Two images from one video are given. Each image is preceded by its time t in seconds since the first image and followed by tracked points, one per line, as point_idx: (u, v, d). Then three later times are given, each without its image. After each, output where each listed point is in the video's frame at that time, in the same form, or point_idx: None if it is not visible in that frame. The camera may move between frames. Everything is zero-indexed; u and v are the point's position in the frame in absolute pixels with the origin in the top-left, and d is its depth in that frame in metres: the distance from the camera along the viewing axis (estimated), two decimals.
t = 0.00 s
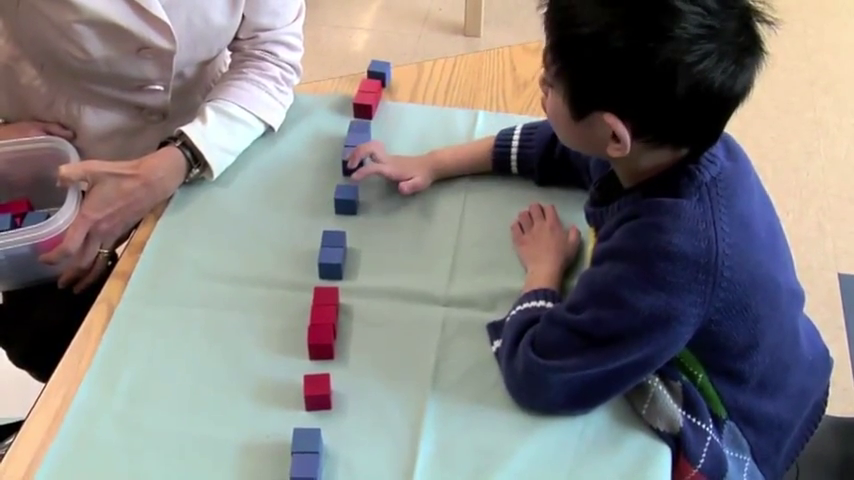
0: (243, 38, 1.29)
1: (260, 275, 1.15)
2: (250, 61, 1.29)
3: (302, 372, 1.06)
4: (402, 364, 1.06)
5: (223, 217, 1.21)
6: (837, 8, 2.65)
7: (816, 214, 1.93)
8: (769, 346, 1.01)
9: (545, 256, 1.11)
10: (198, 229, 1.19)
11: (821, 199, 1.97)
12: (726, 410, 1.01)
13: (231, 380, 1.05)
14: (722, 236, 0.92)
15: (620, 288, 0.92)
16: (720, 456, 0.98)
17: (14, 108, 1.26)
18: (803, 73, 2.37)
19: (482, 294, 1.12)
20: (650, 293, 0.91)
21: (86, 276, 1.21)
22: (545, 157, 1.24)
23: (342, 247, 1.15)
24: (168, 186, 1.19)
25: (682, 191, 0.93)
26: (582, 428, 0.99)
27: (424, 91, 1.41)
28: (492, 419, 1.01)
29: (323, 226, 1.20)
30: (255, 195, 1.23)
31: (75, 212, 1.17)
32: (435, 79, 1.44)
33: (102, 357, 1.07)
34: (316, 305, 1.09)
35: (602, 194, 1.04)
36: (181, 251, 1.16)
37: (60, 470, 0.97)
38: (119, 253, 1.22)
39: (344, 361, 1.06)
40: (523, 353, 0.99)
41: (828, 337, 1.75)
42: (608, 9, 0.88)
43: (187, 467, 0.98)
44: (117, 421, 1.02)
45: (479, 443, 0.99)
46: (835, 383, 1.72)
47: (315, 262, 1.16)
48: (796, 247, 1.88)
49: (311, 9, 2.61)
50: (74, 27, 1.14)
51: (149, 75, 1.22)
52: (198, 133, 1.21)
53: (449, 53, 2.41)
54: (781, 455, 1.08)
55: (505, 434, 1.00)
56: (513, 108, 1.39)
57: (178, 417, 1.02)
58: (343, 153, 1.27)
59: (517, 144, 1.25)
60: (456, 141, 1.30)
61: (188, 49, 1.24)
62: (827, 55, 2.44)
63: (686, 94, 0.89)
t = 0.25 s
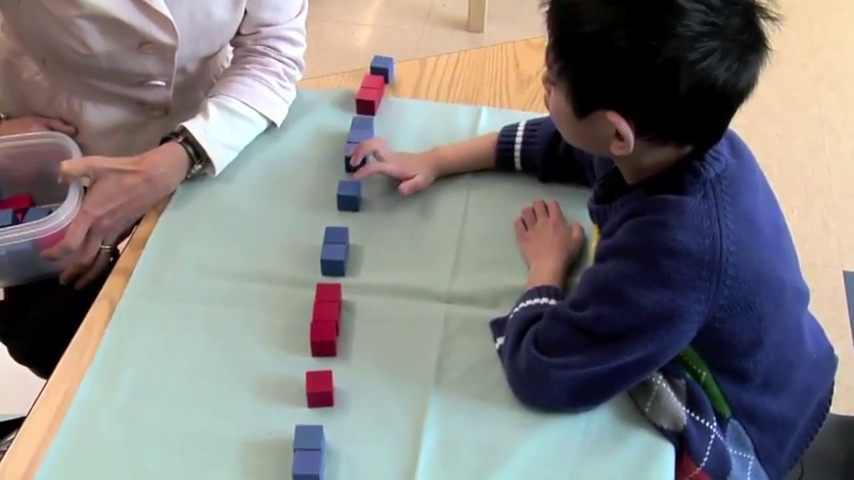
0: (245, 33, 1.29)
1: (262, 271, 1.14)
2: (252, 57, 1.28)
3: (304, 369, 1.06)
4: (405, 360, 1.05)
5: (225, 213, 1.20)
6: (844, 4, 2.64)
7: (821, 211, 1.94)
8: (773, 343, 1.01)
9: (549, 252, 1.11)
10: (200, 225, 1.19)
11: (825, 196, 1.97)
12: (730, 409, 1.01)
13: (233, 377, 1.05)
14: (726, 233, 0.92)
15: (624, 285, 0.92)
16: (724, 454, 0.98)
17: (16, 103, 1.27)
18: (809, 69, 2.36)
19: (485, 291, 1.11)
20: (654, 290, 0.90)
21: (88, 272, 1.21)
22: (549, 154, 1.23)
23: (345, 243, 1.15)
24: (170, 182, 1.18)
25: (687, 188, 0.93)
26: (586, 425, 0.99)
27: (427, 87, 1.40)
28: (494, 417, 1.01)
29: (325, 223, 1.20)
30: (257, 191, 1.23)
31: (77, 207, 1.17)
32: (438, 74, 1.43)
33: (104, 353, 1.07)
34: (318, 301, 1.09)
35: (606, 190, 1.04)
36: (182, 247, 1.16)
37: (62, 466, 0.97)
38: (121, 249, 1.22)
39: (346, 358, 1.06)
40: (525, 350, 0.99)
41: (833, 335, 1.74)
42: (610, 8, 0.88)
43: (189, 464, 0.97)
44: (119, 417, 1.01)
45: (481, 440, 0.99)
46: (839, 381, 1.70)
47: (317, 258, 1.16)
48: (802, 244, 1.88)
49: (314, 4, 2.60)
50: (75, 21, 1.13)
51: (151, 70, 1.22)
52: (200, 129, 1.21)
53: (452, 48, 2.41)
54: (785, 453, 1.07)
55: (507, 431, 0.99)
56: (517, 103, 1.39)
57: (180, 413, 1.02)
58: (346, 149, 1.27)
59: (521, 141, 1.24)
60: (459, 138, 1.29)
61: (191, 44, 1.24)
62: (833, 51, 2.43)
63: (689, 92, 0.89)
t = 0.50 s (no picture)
0: (245, 25, 1.27)
1: (263, 268, 1.12)
2: (253, 50, 1.26)
3: (305, 369, 1.04)
4: (408, 360, 1.03)
5: (225, 209, 1.18)
6: None
7: (835, 209, 1.91)
8: (785, 345, 0.98)
9: (555, 251, 1.09)
10: (199, 221, 1.16)
11: (839, 194, 1.94)
12: (741, 411, 0.99)
13: (233, 376, 1.03)
14: (737, 231, 0.89)
15: (633, 284, 0.90)
16: (734, 457, 0.96)
17: (12, 96, 1.24)
18: (823, 63, 2.34)
19: (490, 289, 1.09)
20: (663, 289, 0.88)
21: (85, 269, 1.19)
22: (555, 150, 1.21)
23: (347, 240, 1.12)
24: (168, 177, 1.16)
25: (697, 185, 0.90)
26: (593, 427, 0.97)
27: (431, 81, 1.38)
28: (499, 418, 0.98)
29: (327, 220, 1.17)
30: (258, 187, 1.21)
31: (74, 203, 1.14)
32: (443, 68, 1.41)
33: (101, 352, 1.04)
34: (320, 300, 1.07)
35: (615, 187, 1.02)
36: (181, 243, 1.14)
37: (57, 468, 0.95)
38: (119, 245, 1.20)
39: (348, 358, 1.04)
40: (532, 350, 0.97)
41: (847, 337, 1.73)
42: None
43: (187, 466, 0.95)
44: (116, 418, 0.99)
45: (486, 442, 0.96)
46: None
47: (319, 256, 1.14)
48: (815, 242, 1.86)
49: None
50: (72, 13, 1.11)
51: (149, 63, 1.19)
52: (199, 122, 1.19)
53: (457, 41, 2.38)
54: (797, 456, 1.06)
55: (513, 433, 0.97)
56: (523, 98, 1.37)
57: (179, 414, 1.00)
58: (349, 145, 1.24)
59: (527, 137, 1.22)
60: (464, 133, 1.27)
61: (189, 37, 1.21)
62: (847, 45, 2.41)
63: (700, 83, 0.86)
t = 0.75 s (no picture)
0: (247, 15, 1.25)
1: (264, 262, 1.10)
2: (254, 40, 1.24)
3: (307, 365, 1.02)
4: (412, 357, 1.01)
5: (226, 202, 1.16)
6: None
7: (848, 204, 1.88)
8: (795, 344, 0.97)
9: (561, 247, 1.07)
10: (200, 215, 1.14)
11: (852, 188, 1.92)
12: (749, 411, 0.97)
13: (234, 373, 1.01)
14: (750, 229, 0.88)
15: (641, 281, 0.88)
16: (743, 457, 0.94)
17: (9, 87, 1.22)
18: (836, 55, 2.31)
19: (496, 284, 1.07)
20: (673, 287, 0.87)
21: (84, 262, 1.17)
22: (560, 147, 1.19)
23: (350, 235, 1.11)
24: (168, 170, 1.14)
25: (709, 181, 0.89)
26: (600, 425, 0.95)
27: (436, 73, 1.36)
28: (505, 416, 0.97)
29: (330, 214, 1.16)
30: (260, 180, 1.19)
31: (72, 196, 1.13)
32: (449, 60, 1.39)
33: (99, 347, 1.03)
34: (322, 295, 1.05)
35: (626, 180, 1.00)
36: (181, 237, 1.12)
37: (55, 467, 0.93)
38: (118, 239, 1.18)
39: (351, 355, 1.02)
40: (537, 347, 0.95)
41: None
42: None
43: (187, 465, 0.94)
44: (115, 415, 0.98)
45: (491, 441, 0.95)
46: None
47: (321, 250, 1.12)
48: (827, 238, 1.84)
49: None
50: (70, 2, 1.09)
51: (148, 53, 1.18)
52: (200, 115, 1.16)
53: (462, 32, 2.36)
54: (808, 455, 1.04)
55: (519, 432, 0.95)
56: (529, 90, 1.35)
57: (178, 411, 0.98)
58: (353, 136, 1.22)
59: (533, 137, 1.19)
60: (469, 128, 1.25)
61: (188, 27, 1.18)
62: None
63: (728, 79, 0.84)
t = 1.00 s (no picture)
0: (249, 5, 1.23)
1: (267, 256, 1.09)
2: (256, 30, 1.23)
3: (310, 362, 1.01)
4: (416, 354, 1.00)
5: (228, 195, 1.15)
6: None
7: None
8: (811, 346, 0.96)
9: (568, 240, 1.06)
10: (201, 208, 1.13)
11: None
12: (759, 410, 0.97)
13: (235, 368, 1.00)
14: (780, 238, 0.87)
15: (666, 286, 0.88)
16: (753, 458, 0.93)
17: (6, 77, 1.21)
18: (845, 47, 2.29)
19: (501, 280, 1.06)
20: (698, 295, 0.86)
21: (83, 256, 1.16)
22: (568, 159, 1.16)
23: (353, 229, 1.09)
24: (169, 162, 1.13)
25: (741, 185, 0.87)
26: (608, 424, 0.94)
27: (441, 64, 1.34)
28: (510, 413, 0.95)
29: (333, 208, 1.14)
30: (262, 173, 1.17)
31: (71, 188, 1.11)
32: (454, 51, 1.37)
33: (99, 342, 1.01)
34: (325, 290, 1.03)
35: (647, 172, 0.98)
36: (181, 230, 1.10)
37: (53, 463, 0.92)
38: (117, 233, 1.17)
39: (354, 350, 1.01)
40: (555, 344, 0.95)
41: None
42: None
43: (188, 462, 0.92)
44: (115, 410, 0.96)
45: (496, 438, 0.94)
46: None
47: (324, 245, 1.10)
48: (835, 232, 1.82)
49: None
50: None
51: (148, 44, 1.16)
52: (201, 106, 1.15)
53: (466, 23, 2.34)
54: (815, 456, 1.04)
55: (524, 429, 0.94)
56: (536, 82, 1.33)
57: (179, 407, 0.96)
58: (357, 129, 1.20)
59: (537, 153, 1.16)
60: (474, 123, 1.24)
61: (191, 16, 1.17)
62: None
63: (761, 65, 0.83)
